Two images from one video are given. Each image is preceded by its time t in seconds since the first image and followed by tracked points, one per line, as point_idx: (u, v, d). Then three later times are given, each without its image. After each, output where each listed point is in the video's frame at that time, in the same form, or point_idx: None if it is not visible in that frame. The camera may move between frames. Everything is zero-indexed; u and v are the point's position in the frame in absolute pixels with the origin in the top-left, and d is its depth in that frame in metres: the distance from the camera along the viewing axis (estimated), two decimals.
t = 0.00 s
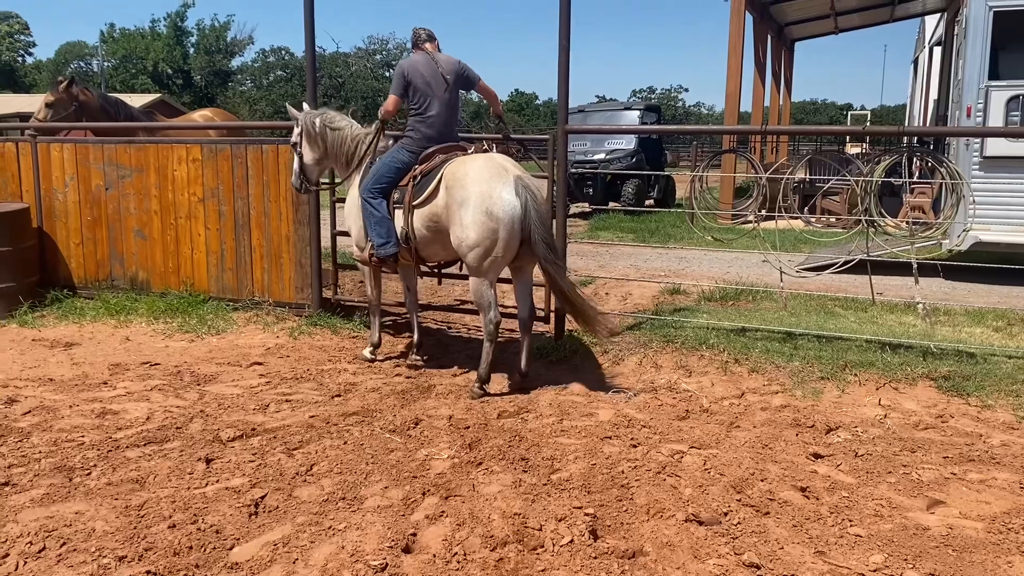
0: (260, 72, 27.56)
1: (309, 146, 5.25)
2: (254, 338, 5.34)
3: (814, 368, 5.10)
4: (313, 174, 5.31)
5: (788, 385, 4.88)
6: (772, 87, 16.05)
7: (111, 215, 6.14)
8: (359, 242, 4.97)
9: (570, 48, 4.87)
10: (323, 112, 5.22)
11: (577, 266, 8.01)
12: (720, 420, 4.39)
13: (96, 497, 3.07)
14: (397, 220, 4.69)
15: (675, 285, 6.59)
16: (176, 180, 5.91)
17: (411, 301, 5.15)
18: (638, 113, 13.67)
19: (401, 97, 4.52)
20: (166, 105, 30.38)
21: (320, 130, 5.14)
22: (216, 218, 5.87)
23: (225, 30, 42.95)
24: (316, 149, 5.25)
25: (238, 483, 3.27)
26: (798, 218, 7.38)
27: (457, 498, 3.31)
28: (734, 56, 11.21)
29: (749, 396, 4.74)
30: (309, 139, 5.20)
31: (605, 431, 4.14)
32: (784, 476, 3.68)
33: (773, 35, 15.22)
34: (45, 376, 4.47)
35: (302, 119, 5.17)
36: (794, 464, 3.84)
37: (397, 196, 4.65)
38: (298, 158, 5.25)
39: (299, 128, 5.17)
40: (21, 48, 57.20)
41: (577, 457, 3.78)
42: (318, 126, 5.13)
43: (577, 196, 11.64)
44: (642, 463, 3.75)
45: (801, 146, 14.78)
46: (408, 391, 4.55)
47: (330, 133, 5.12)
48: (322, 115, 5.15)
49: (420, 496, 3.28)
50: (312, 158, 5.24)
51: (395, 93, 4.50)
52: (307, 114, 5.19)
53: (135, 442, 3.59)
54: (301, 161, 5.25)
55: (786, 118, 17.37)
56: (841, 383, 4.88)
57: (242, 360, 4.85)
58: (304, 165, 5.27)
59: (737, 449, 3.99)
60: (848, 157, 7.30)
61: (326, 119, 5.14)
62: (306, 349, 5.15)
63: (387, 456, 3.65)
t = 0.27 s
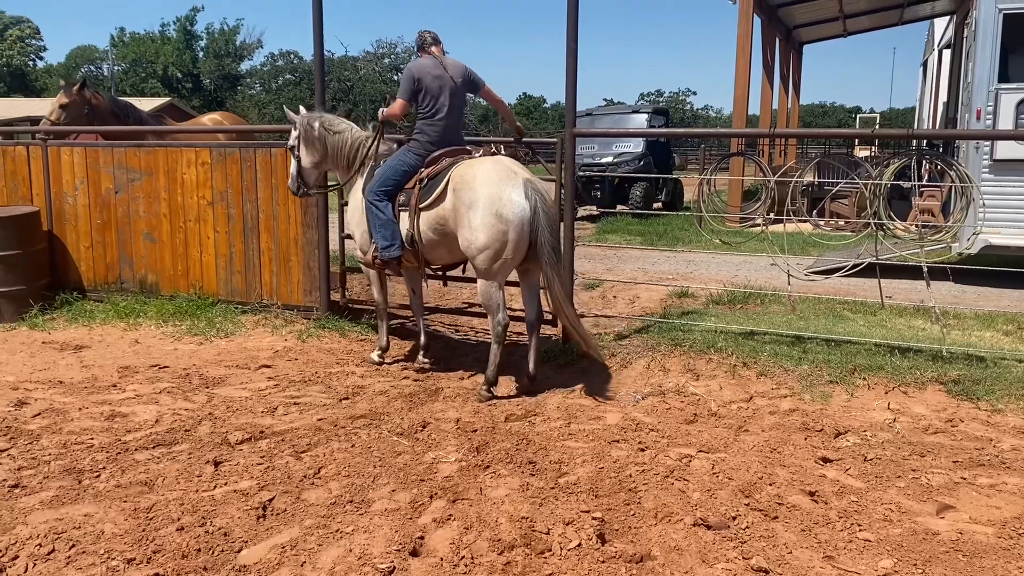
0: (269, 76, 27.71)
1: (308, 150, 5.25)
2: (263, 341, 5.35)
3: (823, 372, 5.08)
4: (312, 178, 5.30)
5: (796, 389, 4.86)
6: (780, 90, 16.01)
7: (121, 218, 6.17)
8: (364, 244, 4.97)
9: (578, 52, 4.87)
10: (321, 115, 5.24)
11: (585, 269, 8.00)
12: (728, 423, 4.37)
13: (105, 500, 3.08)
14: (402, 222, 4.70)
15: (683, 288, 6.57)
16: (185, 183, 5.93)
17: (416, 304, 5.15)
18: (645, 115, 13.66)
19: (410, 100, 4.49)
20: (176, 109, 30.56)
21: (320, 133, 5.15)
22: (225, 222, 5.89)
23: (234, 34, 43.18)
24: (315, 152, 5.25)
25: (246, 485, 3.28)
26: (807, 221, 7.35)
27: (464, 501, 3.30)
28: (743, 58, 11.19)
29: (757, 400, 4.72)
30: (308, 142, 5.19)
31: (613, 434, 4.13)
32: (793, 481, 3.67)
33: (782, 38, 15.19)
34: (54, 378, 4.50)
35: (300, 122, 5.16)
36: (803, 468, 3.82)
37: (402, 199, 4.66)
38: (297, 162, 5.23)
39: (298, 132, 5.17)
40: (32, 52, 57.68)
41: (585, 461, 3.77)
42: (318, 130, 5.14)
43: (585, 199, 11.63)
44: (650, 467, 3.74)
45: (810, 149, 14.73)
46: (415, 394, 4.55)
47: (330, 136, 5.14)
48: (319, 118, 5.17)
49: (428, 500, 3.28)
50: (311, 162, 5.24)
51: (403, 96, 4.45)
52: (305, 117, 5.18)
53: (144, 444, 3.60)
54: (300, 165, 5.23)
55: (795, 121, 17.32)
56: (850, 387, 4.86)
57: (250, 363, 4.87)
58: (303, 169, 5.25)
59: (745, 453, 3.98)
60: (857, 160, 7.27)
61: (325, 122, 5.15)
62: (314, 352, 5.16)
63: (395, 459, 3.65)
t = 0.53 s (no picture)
0: (284, 82, 27.93)
1: (311, 152, 5.23)
2: (276, 345, 5.38)
3: (836, 377, 5.04)
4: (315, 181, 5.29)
5: (810, 395, 4.83)
6: (793, 94, 15.95)
7: (136, 223, 6.22)
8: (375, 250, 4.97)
9: (591, 57, 4.87)
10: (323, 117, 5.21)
11: (597, 274, 7.99)
12: (742, 429, 4.35)
13: (121, 503, 3.10)
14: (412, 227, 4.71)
15: (696, 293, 6.55)
16: (199, 188, 5.97)
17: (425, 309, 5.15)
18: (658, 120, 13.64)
19: (420, 104, 4.51)
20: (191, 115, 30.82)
21: (326, 137, 5.14)
22: (239, 226, 5.93)
23: (248, 41, 43.55)
24: (318, 155, 5.23)
25: (260, 489, 3.28)
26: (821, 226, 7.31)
27: (477, 506, 3.30)
28: (755, 63, 11.16)
29: (771, 406, 4.69)
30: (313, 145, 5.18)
31: (626, 439, 4.11)
32: (807, 487, 3.64)
33: (795, 43, 15.14)
34: (70, 382, 4.53)
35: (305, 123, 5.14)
36: (817, 474, 3.79)
37: (413, 204, 4.66)
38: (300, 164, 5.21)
39: (302, 134, 5.15)
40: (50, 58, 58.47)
41: (598, 466, 3.76)
42: (325, 133, 5.14)
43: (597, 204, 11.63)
44: (664, 472, 3.72)
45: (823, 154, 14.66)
46: (428, 398, 4.55)
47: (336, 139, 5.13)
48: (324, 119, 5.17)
49: (441, 504, 3.28)
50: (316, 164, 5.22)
51: (413, 101, 4.49)
52: (310, 119, 5.16)
53: (159, 447, 3.62)
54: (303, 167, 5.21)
55: (808, 126, 17.25)
56: (864, 393, 4.82)
57: (264, 367, 4.89)
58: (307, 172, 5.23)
59: (758, 459, 3.95)
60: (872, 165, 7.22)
61: (330, 125, 5.13)
62: (327, 357, 5.18)
63: (408, 464, 3.65)
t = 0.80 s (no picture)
0: (302, 89, 28.19)
1: (317, 162, 5.17)
2: (294, 350, 5.40)
3: (857, 385, 4.98)
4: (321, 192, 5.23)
5: (830, 403, 4.77)
6: (812, 101, 15.85)
7: (156, 228, 6.28)
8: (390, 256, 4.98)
9: (608, 62, 4.86)
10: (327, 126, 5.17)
11: (614, 281, 7.96)
12: (761, 437, 4.30)
13: (139, 506, 3.11)
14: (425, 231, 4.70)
15: (714, 300, 6.50)
16: (219, 194, 6.02)
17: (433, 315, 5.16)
18: (675, 126, 13.61)
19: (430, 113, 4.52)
20: (210, 121, 31.16)
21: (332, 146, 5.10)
22: (258, 232, 5.97)
23: (267, 49, 43.99)
24: (324, 165, 5.17)
25: (277, 494, 3.29)
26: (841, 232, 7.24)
27: (493, 513, 3.28)
28: (774, 69, 11.11)
29: (790, 414, 4.64)
30: (319, 155, 5.14)
31: (643, 447, 4.08)
32: (827, 495, 3.59)
33: (813, 49, 15.06)
34: (90, 386, 4.57)
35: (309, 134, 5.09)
36: (837, 483, 3.74)
37: (427, 208, 4.67)
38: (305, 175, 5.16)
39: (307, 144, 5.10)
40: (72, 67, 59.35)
41: (615, 474, 3.73)
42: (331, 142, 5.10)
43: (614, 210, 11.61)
44: (682, 480, 3.68)
45: (842, 160, 14.54)
46: (445, 404, 4.54)
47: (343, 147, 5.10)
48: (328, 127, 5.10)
49: (457, 510, 3.26)
50: (322, 175, 5.17)
51: (422, 110, 4.49)
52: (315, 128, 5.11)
53: (177, 452, 3.64)
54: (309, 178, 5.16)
55: (827, 132, 17.12)
56: (885, 401, 4.75)
57: (282, 372, 4.91)
58: (313, 183, 5.18)
59: (777, 467, 3.90)
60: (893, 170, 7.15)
61: (336, 134, 5.09)
62: (344, 362, 5.19)
63: (424, 470, 3.64)
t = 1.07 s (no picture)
0: (325, 96, 28.49)
1: (314, 173, 5.21)
2: (315, 355, 5.42)
3: (882, 394, 4.89)
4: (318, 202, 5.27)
5: (854, 412, 4.69)
6: (836, 107, 15.71)
7: (181, 233, 6.35)
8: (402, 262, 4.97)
9: (630, 69, 4.85)
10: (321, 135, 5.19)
11: (635, 288, 7.91)
12: (784, 446, 4.24)
13: (161, 510, 3.13)
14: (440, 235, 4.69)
15: (736, 307, 6.44)
16: (242, 200, 6.08)
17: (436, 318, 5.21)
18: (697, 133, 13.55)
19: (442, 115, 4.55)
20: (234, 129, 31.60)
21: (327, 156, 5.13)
22: (280, 237, 6.01)
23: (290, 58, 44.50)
24: (321, 175, 5.21)
25: (298, 499, 3.29)
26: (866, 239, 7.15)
27: (513, 520, 3.26)
28: (797, 75, 11.02)
29: (814, 423, 4.57)
30: (316, 166, 5.18)
31: (665, 455, 4.04)
32: (851, 505, 3.52)
33: (837, 55, 14.93)
34: (114, 389, 4.62)
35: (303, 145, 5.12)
36: (861, 493, 3.67)
37: (441, 212, 4.66)
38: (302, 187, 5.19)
39: (302, 156, 5.14)
40: (100, 76, 60.43)
41: (636, 482, 3.69)
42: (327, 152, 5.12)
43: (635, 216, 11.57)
44: (703, 489, 3.63)
45: (866, 167, 14.38)
46: (465, 410, 4.53)
47: (339, 156, 5.12)
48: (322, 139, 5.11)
49: (477, 517, 3.24)
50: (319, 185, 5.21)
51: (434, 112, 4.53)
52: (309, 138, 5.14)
53: (199, 456, 3.66)
54: (307, 189, 5.20)
55: (851, 138, 16.95)
56: (910, 410, 4.67)
57: (303, 377, 4.93)
58: (311, 194, 5.22)
59: (801, 476, 3.84)
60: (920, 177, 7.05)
61: (332, 143, 5.11)
62: (364, 367, 5.20)
63: (444, 476, 3.63)
